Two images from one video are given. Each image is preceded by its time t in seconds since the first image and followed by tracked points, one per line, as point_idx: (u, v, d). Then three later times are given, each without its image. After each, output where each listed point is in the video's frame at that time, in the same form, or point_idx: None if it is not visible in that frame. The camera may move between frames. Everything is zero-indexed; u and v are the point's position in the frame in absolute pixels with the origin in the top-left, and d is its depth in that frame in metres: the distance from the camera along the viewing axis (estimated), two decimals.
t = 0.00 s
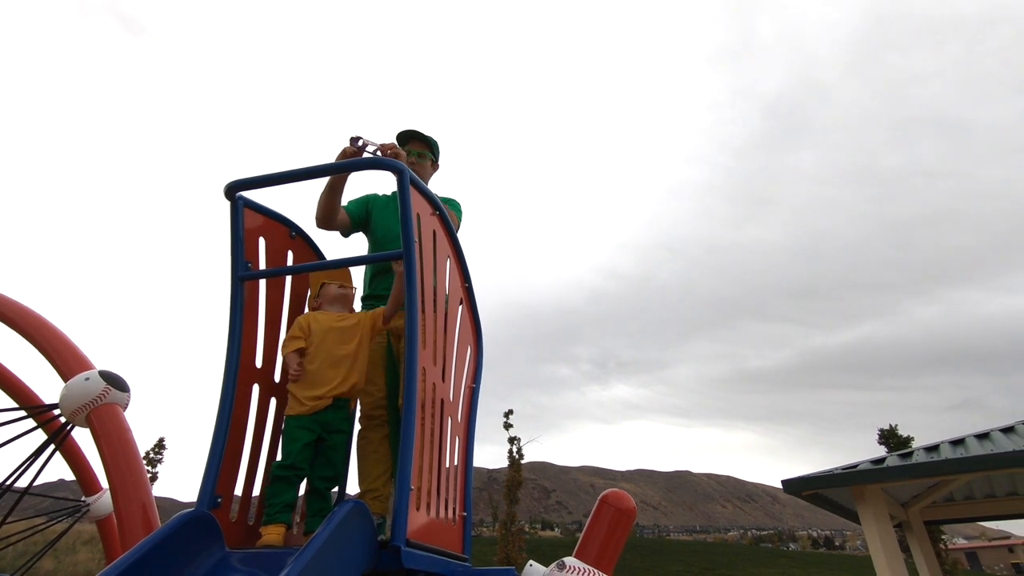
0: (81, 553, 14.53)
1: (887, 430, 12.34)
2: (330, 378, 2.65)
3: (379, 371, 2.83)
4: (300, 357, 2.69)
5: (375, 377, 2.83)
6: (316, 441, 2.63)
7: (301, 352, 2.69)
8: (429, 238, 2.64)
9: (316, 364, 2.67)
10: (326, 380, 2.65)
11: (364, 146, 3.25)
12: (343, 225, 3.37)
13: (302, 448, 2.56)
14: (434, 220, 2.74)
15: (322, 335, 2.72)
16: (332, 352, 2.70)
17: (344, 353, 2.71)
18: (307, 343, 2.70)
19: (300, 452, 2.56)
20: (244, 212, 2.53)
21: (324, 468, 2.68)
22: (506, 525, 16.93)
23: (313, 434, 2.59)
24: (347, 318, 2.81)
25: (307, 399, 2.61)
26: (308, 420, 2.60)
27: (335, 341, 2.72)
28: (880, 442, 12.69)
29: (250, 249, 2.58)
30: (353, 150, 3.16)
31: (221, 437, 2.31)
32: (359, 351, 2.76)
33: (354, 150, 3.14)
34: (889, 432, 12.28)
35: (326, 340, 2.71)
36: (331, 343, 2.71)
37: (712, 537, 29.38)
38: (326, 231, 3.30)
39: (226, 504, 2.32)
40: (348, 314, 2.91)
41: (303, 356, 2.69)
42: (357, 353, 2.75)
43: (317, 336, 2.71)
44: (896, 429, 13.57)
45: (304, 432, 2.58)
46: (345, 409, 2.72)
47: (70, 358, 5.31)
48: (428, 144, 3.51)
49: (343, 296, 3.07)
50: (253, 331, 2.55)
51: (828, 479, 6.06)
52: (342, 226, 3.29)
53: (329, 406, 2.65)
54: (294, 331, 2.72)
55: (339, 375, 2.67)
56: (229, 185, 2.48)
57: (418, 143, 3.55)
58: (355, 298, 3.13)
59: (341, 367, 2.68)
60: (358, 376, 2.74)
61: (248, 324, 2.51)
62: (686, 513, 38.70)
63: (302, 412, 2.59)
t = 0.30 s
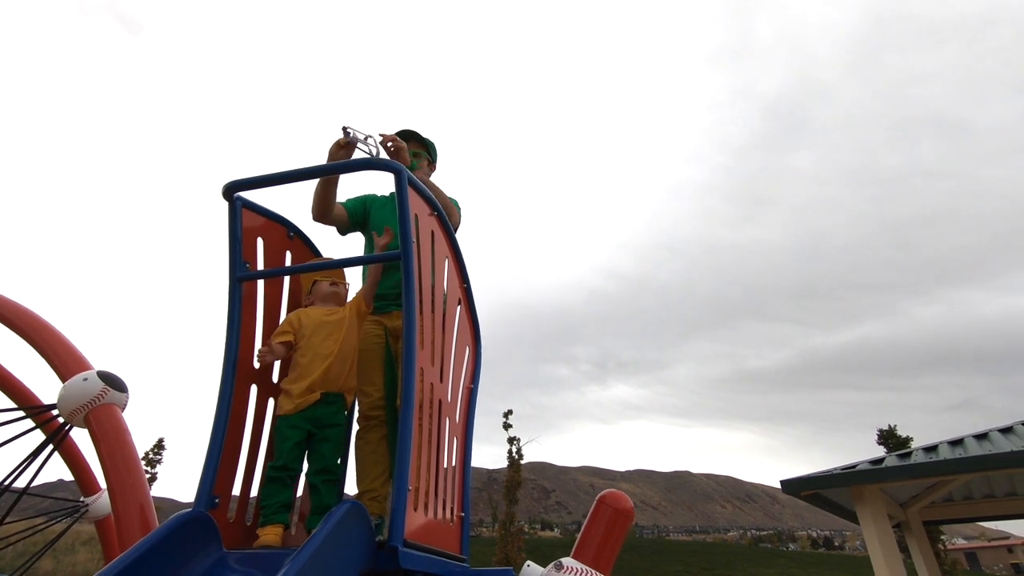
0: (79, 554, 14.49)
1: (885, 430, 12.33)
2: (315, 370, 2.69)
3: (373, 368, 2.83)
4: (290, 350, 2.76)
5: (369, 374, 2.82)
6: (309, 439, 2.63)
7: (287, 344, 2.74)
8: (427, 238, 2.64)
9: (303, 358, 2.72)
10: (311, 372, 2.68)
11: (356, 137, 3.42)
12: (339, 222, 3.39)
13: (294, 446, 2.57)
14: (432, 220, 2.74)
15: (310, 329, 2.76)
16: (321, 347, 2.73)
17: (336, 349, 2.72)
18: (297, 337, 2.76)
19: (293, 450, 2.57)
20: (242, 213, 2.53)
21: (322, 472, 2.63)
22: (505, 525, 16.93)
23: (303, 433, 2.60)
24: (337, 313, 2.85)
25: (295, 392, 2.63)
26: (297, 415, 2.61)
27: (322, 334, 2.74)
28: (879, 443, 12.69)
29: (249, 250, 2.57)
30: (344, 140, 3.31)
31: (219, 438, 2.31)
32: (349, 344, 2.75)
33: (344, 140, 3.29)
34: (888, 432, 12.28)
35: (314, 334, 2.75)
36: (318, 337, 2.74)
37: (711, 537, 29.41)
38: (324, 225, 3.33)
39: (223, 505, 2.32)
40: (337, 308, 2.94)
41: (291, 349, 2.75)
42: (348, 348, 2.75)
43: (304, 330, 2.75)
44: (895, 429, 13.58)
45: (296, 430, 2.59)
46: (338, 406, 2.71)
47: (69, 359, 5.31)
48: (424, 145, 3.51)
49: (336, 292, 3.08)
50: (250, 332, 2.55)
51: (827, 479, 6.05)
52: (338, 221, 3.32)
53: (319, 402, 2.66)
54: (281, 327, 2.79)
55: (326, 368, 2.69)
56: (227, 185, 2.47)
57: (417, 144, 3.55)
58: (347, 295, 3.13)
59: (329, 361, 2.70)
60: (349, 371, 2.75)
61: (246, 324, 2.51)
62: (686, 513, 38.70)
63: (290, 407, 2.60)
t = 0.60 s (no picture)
0: (78, 555, 14.50)
1: (883, 431, 12.34)
2: (312, 375, 2.70)
3: (369, 372, 2.83)
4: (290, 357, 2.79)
5: (365, 378, 2.81)
6: (307, 445, 2.64)
7: (291, 350, 2.81)
8: (420, 243, 2.65)
9: (302, 361, 2.75)
10: (307, 375, 2.71)
11: (342, 124, 3.52)
12: (331, 223, 3.43)
13: (290, 451, 2.58)
14: (426, 225, 2.76)
15: (306, 333, 2.80)
16: (318, 350, 2.75)
17: (333, 352, 2.74)
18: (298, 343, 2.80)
19: (290, 455, 2.58)
20: (236, 219, 2.55)
21: (317, 478, 2.63)
22: (503, 526, 16.95)
23: (300, 438, 2.61)
24: (336, 316, 2.88)
25: (290, 397, 2.66)
26: (293, 419, 2.63)
27: (319, 338, 2.77)
28: (877, 443, 12.70)
29: (243, 255, 2.58)
30: (328, 130, 3.38)
31: (213, 442, 2.33)
32: (345, 347, 2.76)
33: (328, 130, 3.36)
34: (886, 432, 12.29)
35: (311, 338, 2.78)
36: (315, 344, 2.75)
37: (711, 537, 29.44)
38: (314, 223, 3.35)
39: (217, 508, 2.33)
40: (336, 310, 2.96)
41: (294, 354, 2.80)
42: (344, 351, 2.76)
43: (301, 334, 2.80)
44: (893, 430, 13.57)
45: (293, 435, 2.61)
46: (336, 410, 2.70)
47: (65, 362, 5.33)
48: (415, 149, 3.51)
49: (333, 297, 3.10)
50: (245, 337, 2.57)
51: (823, 481, 6.05)
52: (330, 222, 3.34)
53: (315, 405, 2.67)
54: (281, 335, 2.85)
55: (322, 370, 2.71)
56: (221, 192, 2.49)
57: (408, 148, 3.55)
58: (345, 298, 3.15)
59: (324, 364, 2.72)
60: (346, 374, 2.76)
61: (240, 330, 2.52)
62: (685, 513, 38.71)
63: (286, 412, 2.63)
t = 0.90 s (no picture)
0: (77, 555, 14.48)
1: (881, 431, 12.35)
2: (305, 376, 2.72)
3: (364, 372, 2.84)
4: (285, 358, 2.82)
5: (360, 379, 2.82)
6: (300, 445, 2.65)
7: (288, 351, 2.84)
8: (413, 245, 2.67)
9: (296, 361, 2.77)
10: (301, 376, 2.72)
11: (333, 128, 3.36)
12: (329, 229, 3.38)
13: (282, 452, 2.60)
14: (419, 227, 2.77)
15: (300, 334, 2.82)
16: (313, 350, 2.76)
17: (326, 352, 2.75)
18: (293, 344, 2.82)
19: (284, 455, 2.60)
20: (231, 221, 2.56)
21: (310, 478, 2.63)
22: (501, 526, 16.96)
23: (294, 439, 2.63)
24: (331, 317, 2.89)
25: (284, 397, 2.68)
26: (286, 420, 2.65)
27: (313, 338, 2.78)
28: (875, 443, 12.71)
29: (237, 257, 2.60)
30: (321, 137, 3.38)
31: (207, 442, 2.35)
32: (339, 347, 2.78)
33: (320, 137, 3.34)
34: (883, 433, 12.31)
35: (305, 339, 2.80)
36: (310, 345, 2.77)
37: (710, 537, 29.47)
38: (313, 229, 3.32)
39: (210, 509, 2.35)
40: (333, 312, 2.97)
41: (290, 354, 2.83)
42: (338, 352, 2.77)
43: (295, 335, 2.82)
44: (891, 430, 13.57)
45: (287, 435, 2.63)
46: (330, 410, 2.70)
47: (62, 363, 5.35)
48: (408, 152, 3.50)
49: (329, 298, 3.12)
50: (239, 339, 2.58)
51: (819, 481, 6.07)
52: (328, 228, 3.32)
53: (309, 406, 2.68)
54: (278, 335, 2.88)
55: (315, 371, 2.72)
56: (216, 194, 2.50)
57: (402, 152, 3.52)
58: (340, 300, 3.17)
59: (318, 364, 2.73)
60: (341, 375, 2.76)
61: (234, 331, 2.54)
62: (685, 513, 38.71)
63: (280, 412, 2.65)
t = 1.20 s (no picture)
0: (78, 555, 14.53)
1: (877, 433, 12.40)
2: (296, 382, 2.78)
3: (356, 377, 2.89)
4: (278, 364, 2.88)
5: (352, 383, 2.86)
6: (291, 449, 2.72)
7: (280, 357, 2.91)
8: (404, 252, 2.72)
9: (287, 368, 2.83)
10: (291, 381, 2.79)
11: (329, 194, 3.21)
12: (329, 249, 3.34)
13: (273, 456, 2.67)
14: (411, 234, 2.82)
15: (291, 341, 2.88)
16: (305, 357, 2.82)
17: (317, 360, 2.81)
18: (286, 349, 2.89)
19: (276, 458, 2.67)
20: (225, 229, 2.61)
21: (302, 482, 2.68)
22: (500, 526, 17.04)
23: (284, 444, 2.70)
24: (323, 324, 2.94)
25: (275, 404, 2.75)
26: (279, 425, 2.72)
27: (303, 345, 2.85)
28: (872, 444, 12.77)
29: (231, 264, 2.65)
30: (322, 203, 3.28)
31: (201, 445, 2.40)
32: (329, 354, 2.82)
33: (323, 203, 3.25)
34: (879, 434, 12.37)
35: (297, 345, 2.86)
36: (301, 351, 2.84)
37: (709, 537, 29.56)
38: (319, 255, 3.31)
39: (204, 511, 2.39)
40: (324, 319, 3.02)
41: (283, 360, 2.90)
42: (327, 358, 2.82)
43: (287, 342, 2.88)
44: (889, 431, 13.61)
45: (278, 439, 2.70)
46: (319, 415, 2.76)
47: (60, 367, 5.40)
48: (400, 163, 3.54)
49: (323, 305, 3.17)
50: (233, 344, 2.63)
51: (810, 483, 6.12)
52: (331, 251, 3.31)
53: (300, 411, 2.74)
54: (273, 341, 2.95)
55: (304, 377, 2.78)
56: (210, 203, 2.55)
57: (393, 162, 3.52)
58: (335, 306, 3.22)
59: (308, 370, 2.79)
60: (331, 381, 2.82)
61: (228, 337, 2.59)
62: (684, 513, 38.76)
63: (272, 418, 2.72)
